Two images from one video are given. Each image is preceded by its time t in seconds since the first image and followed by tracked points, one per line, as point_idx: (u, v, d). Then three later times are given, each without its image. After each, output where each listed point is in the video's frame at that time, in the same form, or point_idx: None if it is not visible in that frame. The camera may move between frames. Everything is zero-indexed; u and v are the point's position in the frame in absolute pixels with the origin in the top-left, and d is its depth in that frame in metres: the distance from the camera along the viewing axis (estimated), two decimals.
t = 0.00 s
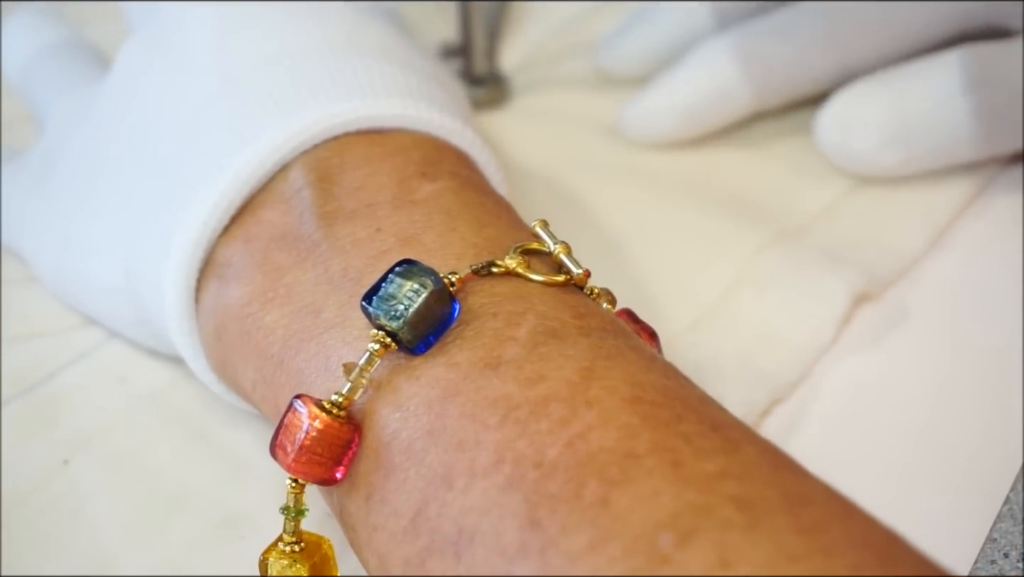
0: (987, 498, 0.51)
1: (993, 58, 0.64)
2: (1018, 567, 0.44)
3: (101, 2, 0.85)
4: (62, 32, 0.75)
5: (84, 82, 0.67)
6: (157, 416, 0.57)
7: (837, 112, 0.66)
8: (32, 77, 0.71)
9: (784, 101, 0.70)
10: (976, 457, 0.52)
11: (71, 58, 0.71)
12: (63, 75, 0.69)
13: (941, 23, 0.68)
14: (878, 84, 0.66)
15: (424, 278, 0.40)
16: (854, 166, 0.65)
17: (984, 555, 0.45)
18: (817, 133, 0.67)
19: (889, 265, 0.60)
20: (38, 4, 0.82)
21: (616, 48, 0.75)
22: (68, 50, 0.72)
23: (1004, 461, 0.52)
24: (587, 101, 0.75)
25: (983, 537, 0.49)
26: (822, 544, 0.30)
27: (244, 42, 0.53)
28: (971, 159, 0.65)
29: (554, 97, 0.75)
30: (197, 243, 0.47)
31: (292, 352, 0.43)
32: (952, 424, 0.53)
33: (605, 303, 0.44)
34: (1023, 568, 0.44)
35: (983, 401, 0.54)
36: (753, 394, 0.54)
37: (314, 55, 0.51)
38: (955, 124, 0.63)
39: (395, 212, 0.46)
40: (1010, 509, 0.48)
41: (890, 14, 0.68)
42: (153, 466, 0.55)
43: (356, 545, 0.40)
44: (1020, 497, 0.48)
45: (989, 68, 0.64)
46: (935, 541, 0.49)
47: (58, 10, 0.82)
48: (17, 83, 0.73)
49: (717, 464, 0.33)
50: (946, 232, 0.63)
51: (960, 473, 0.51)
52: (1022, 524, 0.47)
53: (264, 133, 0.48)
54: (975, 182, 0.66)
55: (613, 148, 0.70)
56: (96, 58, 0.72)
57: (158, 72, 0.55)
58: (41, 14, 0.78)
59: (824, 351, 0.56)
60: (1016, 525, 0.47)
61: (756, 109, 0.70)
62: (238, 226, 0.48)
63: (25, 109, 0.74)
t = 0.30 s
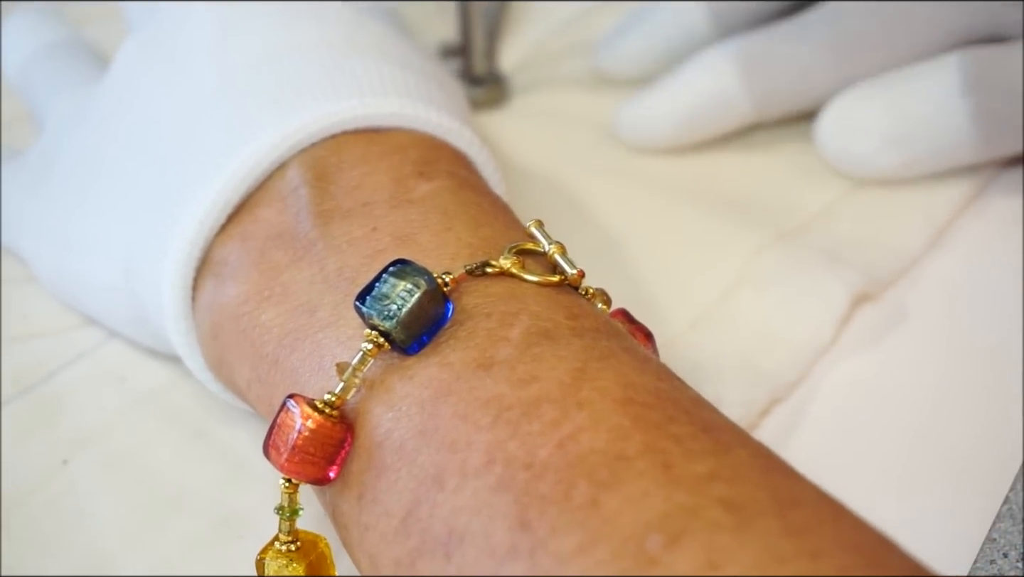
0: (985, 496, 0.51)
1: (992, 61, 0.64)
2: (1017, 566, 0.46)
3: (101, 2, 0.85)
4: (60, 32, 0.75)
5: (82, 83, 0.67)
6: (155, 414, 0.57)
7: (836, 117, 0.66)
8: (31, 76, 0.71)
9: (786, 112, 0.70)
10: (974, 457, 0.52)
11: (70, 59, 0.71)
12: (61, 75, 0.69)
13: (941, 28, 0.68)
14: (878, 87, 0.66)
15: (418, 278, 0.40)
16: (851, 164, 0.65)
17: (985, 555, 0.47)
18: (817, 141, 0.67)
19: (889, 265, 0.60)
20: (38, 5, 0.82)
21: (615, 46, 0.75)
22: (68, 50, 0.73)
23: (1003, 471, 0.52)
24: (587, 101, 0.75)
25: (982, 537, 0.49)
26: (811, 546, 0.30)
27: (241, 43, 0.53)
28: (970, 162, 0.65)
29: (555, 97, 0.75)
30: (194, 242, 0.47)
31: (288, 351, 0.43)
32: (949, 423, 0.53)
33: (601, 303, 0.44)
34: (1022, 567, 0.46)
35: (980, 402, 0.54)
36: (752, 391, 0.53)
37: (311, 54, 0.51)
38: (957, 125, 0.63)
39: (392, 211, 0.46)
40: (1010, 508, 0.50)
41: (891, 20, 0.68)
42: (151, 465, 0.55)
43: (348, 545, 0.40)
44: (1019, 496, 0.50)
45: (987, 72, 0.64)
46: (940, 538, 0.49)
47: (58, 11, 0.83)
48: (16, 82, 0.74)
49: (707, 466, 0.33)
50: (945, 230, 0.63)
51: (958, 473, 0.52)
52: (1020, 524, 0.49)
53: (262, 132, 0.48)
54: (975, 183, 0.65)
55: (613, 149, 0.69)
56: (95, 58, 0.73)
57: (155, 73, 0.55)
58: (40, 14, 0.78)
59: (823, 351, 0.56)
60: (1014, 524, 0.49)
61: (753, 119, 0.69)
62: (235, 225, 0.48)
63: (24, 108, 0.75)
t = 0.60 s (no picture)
0: (982, 498, 0.52)
1: (989, 61, 0.64)
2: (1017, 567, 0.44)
3: (101, 2, 0.85)
4: (58, 32, 0.77)
5: (79, 83, 0.68)
6: (151, 416, 0.58)
7: (837, 117, 0.65)
8: (29, 75, 0.72)
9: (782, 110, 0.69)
10: (972, 460, 0.53)
11: (67, 58, 0.72)
12: (58, 75, 0.70)
13: (937, 29, 0.68)
14: (877, 89, 0.65)
15: (401, 283, 0.40)
16: (856, 173, 0.64)
17: (984, 555, 0.46)
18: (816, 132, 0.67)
19: (888, 265, 0.59)
20: (39, 5, 0.84)
21: (611, 45, 0.74)
22: (66, 51, 0.74)
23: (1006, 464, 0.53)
24: (586, 102, 0.74)
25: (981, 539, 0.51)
26: (786, 557, 0.29)
27: (236, 45, 0.54)
28: (970, 161, 0.64)
29: (555, 99, 0.75)
30: (185, 249, 0.48)
31: (275, 356, 0.43)
32: (947, 425, 0.54)
33: (587, 308, 0.44)
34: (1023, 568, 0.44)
35: (978, 404, 0.55)
36: (753, 393, 0.53)
37: (304, 57, 0.52)
38: (953, 126, 0.62)
39: (380, 216, 0.46)
40: (1011, 508, 0.48)
41: (885, 23, 0.68)
42: (148, 466, 0.56)
43: (331, 550, 0.39)
44: (1020, 496, 0.48)
45: (983, 71, 0.63)
46: (946, 542, 0.51)
47: (60, 12, 0.83)
48: (15, 82, 0.75)
49: (686, 473, 0.33)
50: (945, 229, 0.62)
51: (954, 476, 0.53)
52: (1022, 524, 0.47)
53: (253, 138, 0.48)
54: (974, 182, 0.64)
55: (611, 150, 0.69)
56: (93, 58, 0.74)
57: (152, 74, 0.56)
58: (40, 15, 0.80)
59: (823, 351, 0.55)
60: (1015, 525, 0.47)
61: (748, 118, 0.69)
62: (226, 230, 0.48)
63: (24, 107, 0.75)
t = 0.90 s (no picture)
0: (981, 497, 0.51)
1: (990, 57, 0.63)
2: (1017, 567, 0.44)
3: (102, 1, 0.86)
4: (55, 32, 0.77)
5: (77, 83, 0.69)
6: (150, 417, 0.58)
7: (834, 115, 0.64)
8: (27, 75, 0.73)
9: (782, 110, 0.69)
10: (973, 460, 0.52)
11: (64, 58, 0.73)
12: (55, 75, 0.71)
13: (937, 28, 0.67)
14: (876, 87, 0.64)
15: (394, 288, 0.40)
16: (851, 163, 0.64)
17: (984, 555, 0.45)
18: (812, 134, 0.66)
19: (889, 265, 0.58)
20: (41, 6, 0.84)
21: (609, 44, 0.74)
22: (64, 51, 0.74)
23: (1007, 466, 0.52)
24: (587, 103, 0.74)
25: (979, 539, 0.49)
26: (771, 566, 0.29)
27: (232, 47, 0.54)
28: (970, 157, 0.63)
29: (555, 99, 0.74)
30: (182, 251, 0.48)
31: (270, 360, 0.43)
32: (947, 423, 0.53)
33: (582, 313, 0.44)
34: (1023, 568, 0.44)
35: (978, 403, 0.54)
36: (755, 393, 0.52)
37: (300, 59, 0.52)
38: (951, 121, 0.61)
39: (376, 219, 0.46)
40: (1011, 509, 0.47)
41: (884, 22, 0.68)
42: (147, 467, 0.56)
43: (321, 555, 0.39)
44: (1020, 496, 0.47)
45: (984, 66, 0.62)
46: (944, 542, 0.50)
47: (61, 13, 0.84)
48: (14, 82, 0.76)
49: (672, 481, 0.32)
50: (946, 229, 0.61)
51: (952, 476, 0.51)
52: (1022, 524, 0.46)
53: (251, 140, 0.48)
54: (975, 180, 0.64)
55: (612, 151, 0.69)
56: (92, 58, 0.74)
57: (146, 77, 0.57)
58: (41, 15, 0.80)
59: (822, 352, 0.54)
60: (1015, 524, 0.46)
61: (748, 118, 0.68)
62: (224, 232, 0.48)
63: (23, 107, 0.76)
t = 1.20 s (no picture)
0: (983, 498, 0.51)
1: (987, 60, 0.64)
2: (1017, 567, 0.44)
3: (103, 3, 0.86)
4: (54, 32, 0.78)
5: (76, 83, 0.69)
6: (148, 416, 0.58)
7: (836, 117, 0.65)
8: (27, 74, 0.73)
9: (783, 110, 0.69)
10: (973, 461, 0.52)
11: (63, 59, 0.73)
12: (55, 75, 0.71)
13: (934, 29, 0.68)
14: (875, 90, 0.65)
15: (394, 285, 0.40)
16: (854, 170, 0.64)
17: (983, 555, 0.45)
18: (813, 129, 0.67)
19: (888, 265, 0.58)
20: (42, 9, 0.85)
21: (609, 45, 0.74)
22: (64, 52, 0.75)
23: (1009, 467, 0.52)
24: (586, 104, 0.74)
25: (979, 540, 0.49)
26: (769, 562, 0.28)
27: (232, 46, 0.54)
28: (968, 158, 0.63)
29: (555, 101, 0.75)
30: (183, 249, 0.48)
31: (269, 357, 0.43)
32: (945, 425, 0.53)
33: (582, 312, 0.44)
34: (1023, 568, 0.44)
35: (980, 403, 0.54)
36: (753, 393, 0.52)
37: (300, 59, 0.52)
38: (957, 120, 0.62)
39: (376, 217, 0.46)
40: (1011, 509, 0.47)
41: (882, 23, 0.68)
42: (145, 466, 0.56)
43: (319, 552, 0.39)
44: (1020, 496, 0.48)
45: (980, 67, 0.63)
46: (948, 542, 0.49)
47: (62, 14, 0.84)
48: (14, 83, 0.76)
49: (671, 477, 0.32)
50: (945, 229, 0.61)
51: (952, 477, 0.51)
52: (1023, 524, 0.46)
53: (251, 138, 0.48)
54: (974, 181, 0.64)
55: (613, 152, 0.69)
56: (91, 59, 0.75)
57: (148, 76, 0.57)
58: (41, 17, 0.81)
59: (822, 352, 0.54)
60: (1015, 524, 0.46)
61: (748, 119, 0.69)
62: (224, 231, 0.49)
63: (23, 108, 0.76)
